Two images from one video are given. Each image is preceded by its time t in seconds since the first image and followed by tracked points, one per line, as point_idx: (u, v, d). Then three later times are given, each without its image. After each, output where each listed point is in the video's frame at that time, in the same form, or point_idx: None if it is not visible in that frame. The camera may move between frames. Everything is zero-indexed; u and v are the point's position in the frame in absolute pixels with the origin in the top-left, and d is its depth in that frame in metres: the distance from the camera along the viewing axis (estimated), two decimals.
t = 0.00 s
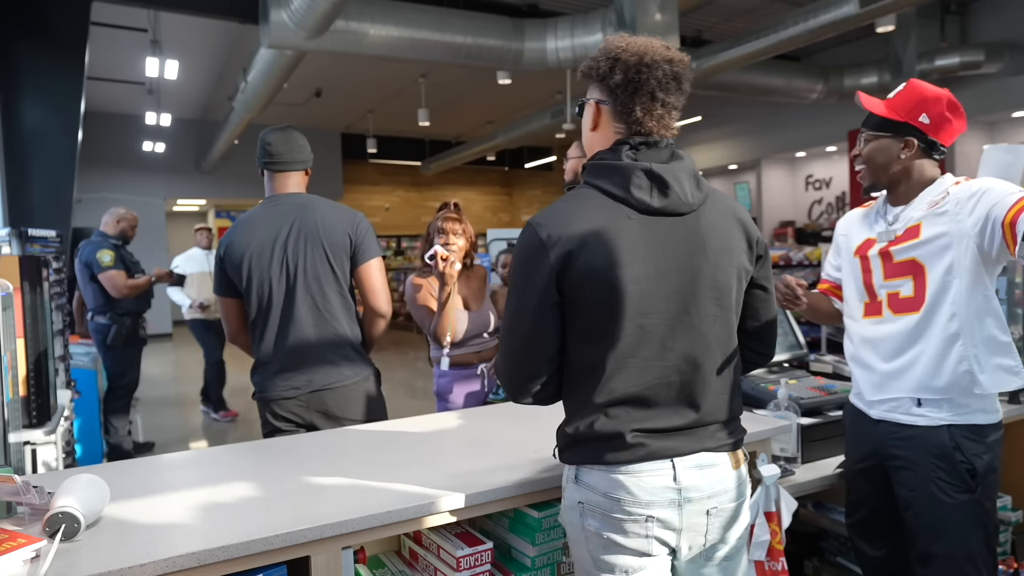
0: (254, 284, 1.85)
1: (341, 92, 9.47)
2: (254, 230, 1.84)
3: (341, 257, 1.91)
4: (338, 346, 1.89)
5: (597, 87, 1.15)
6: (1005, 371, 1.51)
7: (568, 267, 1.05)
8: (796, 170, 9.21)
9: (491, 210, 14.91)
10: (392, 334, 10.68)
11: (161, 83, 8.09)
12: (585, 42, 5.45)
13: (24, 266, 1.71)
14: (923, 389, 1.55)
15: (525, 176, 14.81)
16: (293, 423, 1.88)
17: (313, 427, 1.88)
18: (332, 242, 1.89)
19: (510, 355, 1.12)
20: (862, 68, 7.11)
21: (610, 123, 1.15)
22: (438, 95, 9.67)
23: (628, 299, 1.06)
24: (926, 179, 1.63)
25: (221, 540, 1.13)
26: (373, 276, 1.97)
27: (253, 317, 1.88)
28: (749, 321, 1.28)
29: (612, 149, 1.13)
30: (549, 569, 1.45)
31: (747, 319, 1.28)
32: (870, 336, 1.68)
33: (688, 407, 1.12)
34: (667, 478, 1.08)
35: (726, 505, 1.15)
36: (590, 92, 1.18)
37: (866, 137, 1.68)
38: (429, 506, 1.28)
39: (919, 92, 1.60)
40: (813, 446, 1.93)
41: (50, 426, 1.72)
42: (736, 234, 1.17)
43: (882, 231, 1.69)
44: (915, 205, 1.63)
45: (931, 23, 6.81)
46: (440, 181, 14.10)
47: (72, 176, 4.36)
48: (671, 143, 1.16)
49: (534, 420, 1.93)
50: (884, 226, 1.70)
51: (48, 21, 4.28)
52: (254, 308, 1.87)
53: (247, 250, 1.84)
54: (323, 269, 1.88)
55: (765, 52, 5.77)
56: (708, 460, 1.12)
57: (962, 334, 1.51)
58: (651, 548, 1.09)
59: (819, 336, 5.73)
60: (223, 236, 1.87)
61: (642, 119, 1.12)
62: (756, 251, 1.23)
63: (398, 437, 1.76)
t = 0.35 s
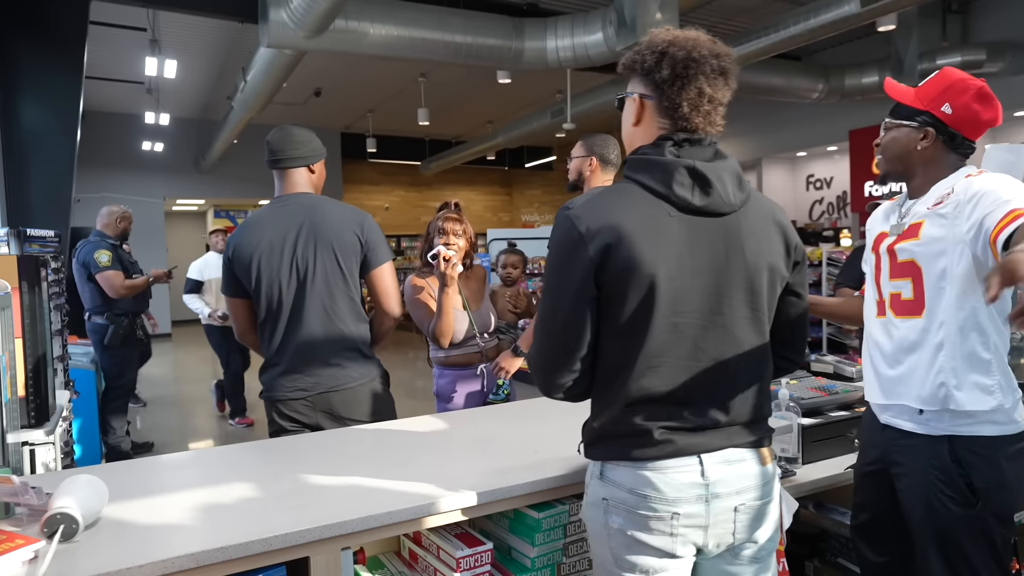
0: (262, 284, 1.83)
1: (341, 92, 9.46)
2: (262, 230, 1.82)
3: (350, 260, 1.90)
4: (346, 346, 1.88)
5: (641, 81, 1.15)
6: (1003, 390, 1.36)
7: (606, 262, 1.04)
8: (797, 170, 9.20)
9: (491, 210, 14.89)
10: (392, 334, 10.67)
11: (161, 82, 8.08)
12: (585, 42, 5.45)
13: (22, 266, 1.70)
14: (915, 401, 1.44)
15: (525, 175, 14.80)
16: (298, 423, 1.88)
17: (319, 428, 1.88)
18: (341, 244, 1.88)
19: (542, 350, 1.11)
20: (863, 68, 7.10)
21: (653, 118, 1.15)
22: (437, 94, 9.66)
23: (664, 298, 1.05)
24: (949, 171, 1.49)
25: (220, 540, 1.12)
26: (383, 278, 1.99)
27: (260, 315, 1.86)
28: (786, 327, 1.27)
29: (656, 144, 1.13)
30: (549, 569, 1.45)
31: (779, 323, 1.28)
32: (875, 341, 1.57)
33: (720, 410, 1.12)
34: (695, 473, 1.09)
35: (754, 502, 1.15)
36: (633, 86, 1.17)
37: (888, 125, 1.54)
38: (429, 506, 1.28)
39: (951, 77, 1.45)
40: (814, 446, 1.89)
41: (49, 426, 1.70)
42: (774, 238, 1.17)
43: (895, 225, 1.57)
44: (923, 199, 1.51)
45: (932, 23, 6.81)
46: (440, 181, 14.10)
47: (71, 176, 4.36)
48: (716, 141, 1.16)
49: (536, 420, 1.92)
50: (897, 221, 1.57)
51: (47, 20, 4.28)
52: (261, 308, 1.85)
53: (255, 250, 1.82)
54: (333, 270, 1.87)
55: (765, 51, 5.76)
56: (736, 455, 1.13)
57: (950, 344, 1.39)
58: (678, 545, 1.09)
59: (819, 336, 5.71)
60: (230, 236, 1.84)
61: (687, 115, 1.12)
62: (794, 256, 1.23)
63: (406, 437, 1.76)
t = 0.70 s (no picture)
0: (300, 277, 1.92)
1: (341, 92, 9.45)
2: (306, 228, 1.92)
3: (388, 262, 2.00)
4: (377, 340, 2.01)
5: (684, 82, 1.20)
6: (976, 412, 1.38)
7: (654, 256, 1.06)
8: (797, 170, 9.19)
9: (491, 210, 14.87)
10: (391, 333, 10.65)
11: (160, 83, 8.07)
12: (585, 42, 5.46)
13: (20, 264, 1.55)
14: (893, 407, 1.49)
15: (525, 176, 14.80)
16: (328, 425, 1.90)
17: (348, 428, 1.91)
18: (380, 246, 1.97)
19: (582, 339, 1.14)
20: (863, 67, 7.10)
21: (696, 120, 1.20)
22: (438, 94, 9.66)
23: (709, 295, 1.09)
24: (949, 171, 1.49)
25: (221, 540, 1.12)
26: (420, 281, 2.12)
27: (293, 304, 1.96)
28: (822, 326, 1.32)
29: (703, 140, 1.18)
30: (549, 569, 1.45)
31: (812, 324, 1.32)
32: (873, 342, 1.58)
33: (763, 409, 1.16)
34: (738, 473, 1.13)
35: (793, 501, 1.20)
36: (677, 86, 1.22)
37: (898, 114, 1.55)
38: (429, 506, 1.28)
39: (970, 75, 1.43)
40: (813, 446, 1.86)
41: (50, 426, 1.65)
42: (818, 240, 1.21)
43: (894, 226, 1.57)
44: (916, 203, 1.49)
45: (932, 22, 6.81)
46: (440, 181, 14.10)
47: (70, 176, 4.35)
48: (764, 143, 1.21)
49: (537, 420, 1.92)
50: (897, 221, 1.57)
51: (46, 21, 4.27)
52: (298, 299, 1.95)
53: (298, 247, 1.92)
54: (367, 270, 1.97)
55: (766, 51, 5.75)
56: (775, 453, 1.17)
57: (923, 362, 1.42)
58: (717, 545, 1.12)
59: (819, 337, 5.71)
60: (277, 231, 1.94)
61: (732, 117, 1.16)
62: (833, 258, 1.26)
63: (415, 436, 1.76)
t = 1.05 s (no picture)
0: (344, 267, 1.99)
1: (341, 92, 9.46)
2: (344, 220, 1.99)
3: (424, 255, 2.06)
4: (409, 330, 2.04)
5: (717, 83, 1.21)
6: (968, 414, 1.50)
7: (701, 250, 1.06)
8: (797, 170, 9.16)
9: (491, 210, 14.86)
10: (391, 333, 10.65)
11: (161, 83, 8.07)
12: (585, 42, 5.46)
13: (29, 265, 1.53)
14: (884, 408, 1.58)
15: (525, 176, 14.79)
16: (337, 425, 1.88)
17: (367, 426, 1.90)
18: (424, 244, 2.05)
19: (624, 334, 1.14)
20: (863, 67, 7.10)
21: (732, 120, 1.21)
22: (438, 94, 9.66)
23: (754, 291, 1.09)
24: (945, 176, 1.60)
25: (219, 541, 1.12)
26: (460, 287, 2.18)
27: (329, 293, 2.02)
28: (862, 326, 1.30)
29: (742, 137, 1.18)
30: (549, 569, 1.45)
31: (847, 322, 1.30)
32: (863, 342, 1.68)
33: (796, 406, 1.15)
34: (773, 479, 1.12)
35: (825, 506, 1.20)
36: (709, 87, 1.23)
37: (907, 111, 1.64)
38: (429, 506, 1.28)
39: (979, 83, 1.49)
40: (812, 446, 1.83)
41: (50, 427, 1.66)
42: (856, 237, 1.22)
43: (885, 228, 1.68)
44: (914, 207, 1.58)
45: (933, 22, 6.81)
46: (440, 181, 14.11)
47: (71, 176, 4.36)
48: (798, 136, 1.21)
49: (544, 420, 1.92)
50: (888, 224, 1.68)
51: (46, 22, 4.27)
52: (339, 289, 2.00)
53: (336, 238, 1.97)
54: (402, 260, 2.03)
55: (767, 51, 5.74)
56: (812, 459, 1.17)
57: (916, 366, 1.52)
58: (745, 551, 1.13)
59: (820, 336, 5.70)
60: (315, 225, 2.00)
61: (769, 114, 1.18)
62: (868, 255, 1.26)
63: (427, 435, 1.76)
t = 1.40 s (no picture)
0: (372, 264, 1.97)
1: (341, 92, 9.45)
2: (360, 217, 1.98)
3: (439, 249, 2.07)
4: (428, 325, 2.04)
5: (726, 82, 1.22)
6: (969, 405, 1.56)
7: (706, 245, 1.06)
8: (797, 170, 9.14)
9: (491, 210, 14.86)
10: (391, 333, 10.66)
11: (161, 83, 8.07)
12: (585, 42, 5.46)
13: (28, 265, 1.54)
14: (889, 403, 1.63)
15: (525, 176, 14.79)
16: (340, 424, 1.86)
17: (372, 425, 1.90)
18: (449, 243, 2.08)
19: (630, 330, 1.14)
20: (863, 67, 7.10)
21: (741, 119, 1.22)
22: (438, 94, 9.66)
23: (757, 288, 1.09)
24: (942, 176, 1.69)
25: (219, 541, 1.12)
26: (473, 285, 2.23)
27: (352, 291, 1.98)
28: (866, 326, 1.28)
29: (749, 136, 1.19)
30: (549, 569, 1.45)
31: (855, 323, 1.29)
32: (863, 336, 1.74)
33: (798, 407, 1.14)
34: (775, 483, 1.12)
35: (825, 510, 1.20)
36: (718, 86, 1.23)
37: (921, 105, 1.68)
38: (429, 506, 1.28)
39: (1005, 99, 1.63)
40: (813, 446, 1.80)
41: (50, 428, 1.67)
42: (860, 239, 1.22)
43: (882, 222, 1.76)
44: (916, 206, 1.67)
45: (933, 22, 6.81)
46: (440, 181, 14.11)
47: (71, 176, 4.36)
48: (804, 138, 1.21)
49: (549, 420, 1.92)
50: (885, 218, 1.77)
51: (45, 22, 4.27)
52: (365, 287, 1.98)
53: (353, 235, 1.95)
54: (420, 255, 2.02)
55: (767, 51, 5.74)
56: (815, 464, 1.17)
57: (920, 358, 1.59)
58: (743, 553, 1.13)
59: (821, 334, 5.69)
60: (331, 223, 1.98)
61: (777, 113, 1.18)
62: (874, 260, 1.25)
63: (430, 436, 1.77)
